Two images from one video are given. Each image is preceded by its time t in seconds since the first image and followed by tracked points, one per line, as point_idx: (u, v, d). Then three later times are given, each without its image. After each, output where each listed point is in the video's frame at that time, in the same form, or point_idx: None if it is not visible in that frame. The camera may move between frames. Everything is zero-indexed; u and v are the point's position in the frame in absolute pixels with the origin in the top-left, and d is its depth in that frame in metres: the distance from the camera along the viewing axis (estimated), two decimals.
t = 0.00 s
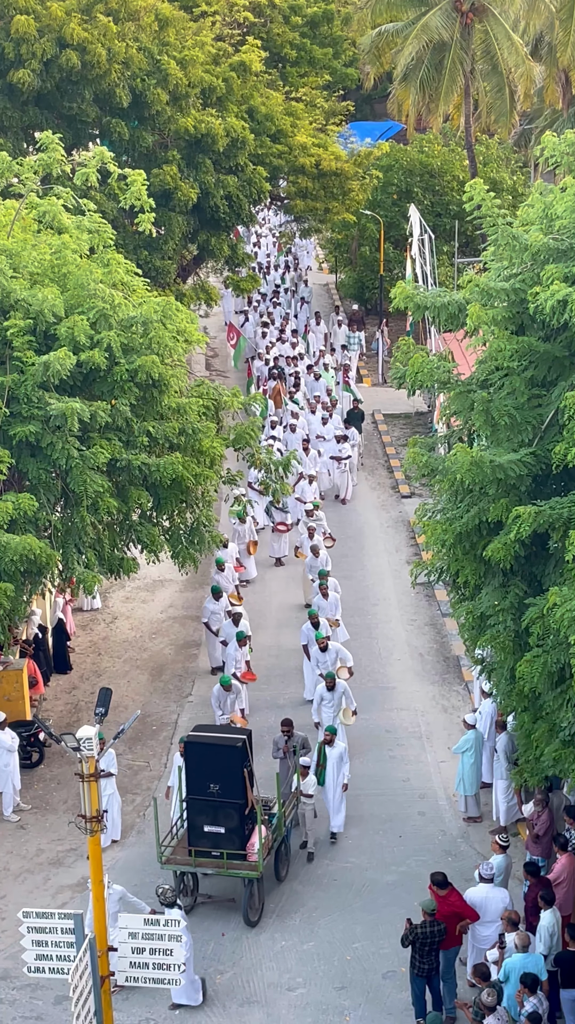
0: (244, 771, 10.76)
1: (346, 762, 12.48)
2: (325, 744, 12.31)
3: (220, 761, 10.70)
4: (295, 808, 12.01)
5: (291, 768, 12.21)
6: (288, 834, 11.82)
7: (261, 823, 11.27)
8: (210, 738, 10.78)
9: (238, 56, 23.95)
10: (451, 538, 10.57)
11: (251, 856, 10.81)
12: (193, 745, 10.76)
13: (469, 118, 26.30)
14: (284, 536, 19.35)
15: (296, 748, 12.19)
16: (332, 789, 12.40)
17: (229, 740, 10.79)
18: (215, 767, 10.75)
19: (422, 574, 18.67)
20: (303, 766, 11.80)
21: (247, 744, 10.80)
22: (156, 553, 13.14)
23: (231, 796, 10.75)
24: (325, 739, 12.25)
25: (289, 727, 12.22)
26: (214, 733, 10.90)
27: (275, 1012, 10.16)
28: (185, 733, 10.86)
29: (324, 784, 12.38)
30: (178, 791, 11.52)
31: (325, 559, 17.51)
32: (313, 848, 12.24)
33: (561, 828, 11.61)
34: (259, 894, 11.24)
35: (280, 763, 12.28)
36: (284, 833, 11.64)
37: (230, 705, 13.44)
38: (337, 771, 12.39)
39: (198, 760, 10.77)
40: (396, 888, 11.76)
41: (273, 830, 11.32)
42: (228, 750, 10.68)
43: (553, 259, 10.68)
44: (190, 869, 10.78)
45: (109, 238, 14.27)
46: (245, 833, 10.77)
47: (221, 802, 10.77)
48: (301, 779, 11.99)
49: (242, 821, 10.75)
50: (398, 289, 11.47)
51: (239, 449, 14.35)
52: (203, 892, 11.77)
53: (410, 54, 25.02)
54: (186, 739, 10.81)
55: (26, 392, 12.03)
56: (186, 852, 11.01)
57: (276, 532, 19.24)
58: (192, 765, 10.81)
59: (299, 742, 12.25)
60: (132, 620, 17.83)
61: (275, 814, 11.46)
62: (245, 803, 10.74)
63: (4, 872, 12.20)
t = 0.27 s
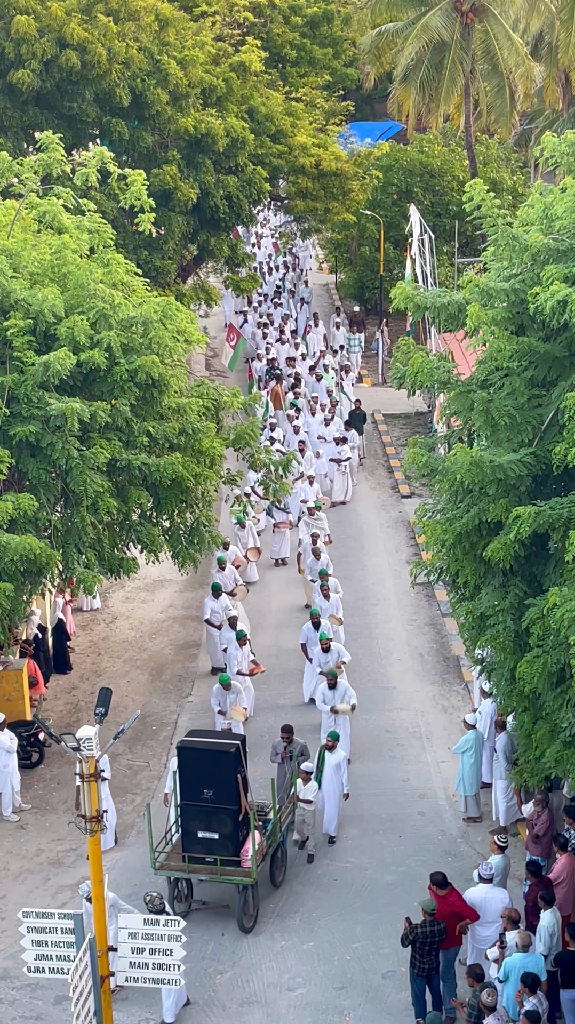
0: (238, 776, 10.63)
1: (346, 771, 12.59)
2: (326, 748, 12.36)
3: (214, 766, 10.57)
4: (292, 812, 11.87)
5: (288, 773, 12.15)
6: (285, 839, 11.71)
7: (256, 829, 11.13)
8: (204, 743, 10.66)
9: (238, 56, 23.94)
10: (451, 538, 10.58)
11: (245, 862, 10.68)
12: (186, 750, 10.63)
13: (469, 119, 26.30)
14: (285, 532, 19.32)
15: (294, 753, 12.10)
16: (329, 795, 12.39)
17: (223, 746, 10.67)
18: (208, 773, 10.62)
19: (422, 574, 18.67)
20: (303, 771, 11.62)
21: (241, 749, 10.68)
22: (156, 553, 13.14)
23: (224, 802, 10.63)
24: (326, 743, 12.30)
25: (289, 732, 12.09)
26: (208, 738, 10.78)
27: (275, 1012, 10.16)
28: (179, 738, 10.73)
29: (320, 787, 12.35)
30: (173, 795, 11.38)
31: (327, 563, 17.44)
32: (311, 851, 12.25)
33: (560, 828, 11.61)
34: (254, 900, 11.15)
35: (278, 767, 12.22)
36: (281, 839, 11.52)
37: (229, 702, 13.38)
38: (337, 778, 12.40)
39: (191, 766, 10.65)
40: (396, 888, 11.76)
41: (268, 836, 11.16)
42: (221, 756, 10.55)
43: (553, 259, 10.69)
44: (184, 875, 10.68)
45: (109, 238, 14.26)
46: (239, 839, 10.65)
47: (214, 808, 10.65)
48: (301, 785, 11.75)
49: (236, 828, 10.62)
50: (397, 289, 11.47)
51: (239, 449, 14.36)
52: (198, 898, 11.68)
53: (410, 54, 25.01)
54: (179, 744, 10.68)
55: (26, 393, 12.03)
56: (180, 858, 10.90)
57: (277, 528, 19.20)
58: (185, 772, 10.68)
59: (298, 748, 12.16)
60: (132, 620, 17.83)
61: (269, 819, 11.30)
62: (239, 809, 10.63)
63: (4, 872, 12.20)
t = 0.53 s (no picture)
0: (234, 781, 10.55)
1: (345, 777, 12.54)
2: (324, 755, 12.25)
3: (209, 771, 10.49)
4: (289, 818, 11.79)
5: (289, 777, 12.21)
6: (282, 845, 11.62)
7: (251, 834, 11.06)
8: (200, 747, 10.59)
9: (238, 55, 23.93)
10: (451, 538, 10.58)
11: (240, 868, 10.59)
12: (181, 755, 10.56)
13: (469, 119, 26.29)
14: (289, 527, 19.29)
15: (293, 758, 12.23)
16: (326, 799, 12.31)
17: (218, 750, 10.58)
18: (203, 778, 10.54)
19: (422, 574, 18.68)
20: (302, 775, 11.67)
21: (237, 755, 10.60)
22: (156, 553, 13.14)
23: (220, 807, 10.54)
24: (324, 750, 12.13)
25: (292, 733, 12.15)
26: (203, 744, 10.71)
27: (275, 1012, 10.16)
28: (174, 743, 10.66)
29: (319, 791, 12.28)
30: (169, 799, 11.29)
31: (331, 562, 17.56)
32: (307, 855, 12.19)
33: (560, 828, 11.61)
34: (248, 907, 11.06)
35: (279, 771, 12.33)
36: (277, 845, 11.44)
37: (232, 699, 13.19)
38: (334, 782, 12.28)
39: (187, 771, 10.57)
40: (396, 888, 11.75)
41: (263, 842, 11.08)
42: (217, 760, 10.46)
43: (553, 259, 10.68)
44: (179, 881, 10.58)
45: (109, 238, 14.26)
46: (234, 845, 10.55)
47: (210, 813, 10.56)
48: (300, 789, 11.77)
49: (231, 833, 10.54)
50: (397, 290, 11.46)
51: (239, 449, 14.35)
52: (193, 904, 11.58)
53: (410, 54, 24.99)
54: (174, 748, 10.59)
55: (26, 392, 12.04)
56: (176, 863, 10.79)
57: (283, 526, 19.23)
58: (181, 776, 10.60)
59: (300, 753, 12.23)
60: (132, 620, 17.83)
61: (266, 824, 11.23)
62: (234, 814, 10.54)
63: (4, 872, 12.20)
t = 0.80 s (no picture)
0: (228, 787, 10.46)
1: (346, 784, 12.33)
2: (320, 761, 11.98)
3: (204, 777, 10.40)
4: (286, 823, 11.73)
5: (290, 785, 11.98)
6: (278, 850, 11.55)
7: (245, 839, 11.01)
8: (194, 753, 10.49)
9: (238, 56, 23.92)
10: (451, 538, 10.58)
11: (235, 874, 10.55)
12: (176, 760, 10.46)
13: (469, 119, 26.28)
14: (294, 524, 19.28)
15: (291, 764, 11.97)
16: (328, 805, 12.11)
17: (212, 756, 10.48)
18: (198, 783, 10.45)
19: (422, 575, 18.67)
20: (299, 782, 11.53)
21: (232, 760, 10.49)
22: (156, 553, 13.14)
23: (214, 813, 10.47)
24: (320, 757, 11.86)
25: (291, 740, 11.92)
26: (198, 748, 10.59)
27: (275, 1012, 10.16)
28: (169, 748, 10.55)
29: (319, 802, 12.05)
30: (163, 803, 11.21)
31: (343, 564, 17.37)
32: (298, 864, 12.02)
33: (560, 828, 11.61)
34: (243, 913, 10.97)
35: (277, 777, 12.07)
36: (273, 849, 11.37)
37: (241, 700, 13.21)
38: (333, 788, 12.10)
39: (181, 776, 10.48)
40: (396, 888, 11.75)
41: (259, 847, 11.01)
42: (211, 766, 10.37)
43: (553, 259, 10.68)
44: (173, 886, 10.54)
45: (109, 238, 14.25)
46: (229, 851, 10.50)
47: (204, 819, 10.49)
48: (296, 795, 11.70)
49: (225, 839, 10.48)
50: (397, 290, 11.47)
51: (239, 449, 14.35)
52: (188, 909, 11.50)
53: (410, 54, 24.99)
54: (168, 754, 10.49)
55: (26, 392, 12.03)
56: (170, 869, 10.75)
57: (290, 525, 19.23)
58: (175, 781, 10.51)
59: (300, 759, 11.99)
60: (132, 620, 17.83)
61: (261, 830, 11.15)
62: (229, 820, 10.46)
63: (4, 872, 12.19)
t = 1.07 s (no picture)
0: (223, 791, 10.47)
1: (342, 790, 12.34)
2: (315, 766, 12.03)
3: (198, 782, 10.39)
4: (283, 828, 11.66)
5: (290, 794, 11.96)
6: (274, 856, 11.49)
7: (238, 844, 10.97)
8: (189, 758, 10.51)
9: (238, 56, 23.91)
10: (451, 538, 10.58)
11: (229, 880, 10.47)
12: (170, 765, 10.46)
13: (469, 119, 26.27)
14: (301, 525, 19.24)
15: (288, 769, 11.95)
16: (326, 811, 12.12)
17: (208, 760, 10.50)
18: (192, 788, 10.44)
19: (422, 575, 18.67)
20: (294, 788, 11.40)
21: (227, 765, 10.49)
22: (156, 553, 13.14)
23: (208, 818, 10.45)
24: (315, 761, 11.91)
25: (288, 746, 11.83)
26: (193, 754, 10.59)
27: (275, 1012, 10.16)
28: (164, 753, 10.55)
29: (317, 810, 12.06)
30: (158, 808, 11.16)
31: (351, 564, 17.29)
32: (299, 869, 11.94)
33: (560, 828, 11.61)
34: (236, 920, 10.94)
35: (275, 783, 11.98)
36: (270, 855, 11.27)
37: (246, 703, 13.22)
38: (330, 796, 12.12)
39: (175, 781, 10.47)
40: (396, 888, 11.75)
41: (254, 853, 10.91)
42: (205, 770, 10.38)
43: (552, 258, 10.68)
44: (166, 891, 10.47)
45: (109, 238, 14.25)
46: (223, 856, 10.45)
47: (198, 824, 10.47)
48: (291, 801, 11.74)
49: (220, 844, 10.45)
50: (397, 290, 11.48)
51: (239, 449, 14.35)
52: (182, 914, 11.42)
53: (410, 54, 24.98)
54: (163, 759, 10.51)
55: (26, 392, 12.04)
56: (163, 871, 10.70)
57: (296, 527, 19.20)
58: (170, 787, 10.51)
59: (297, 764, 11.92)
60: (132, 620, 17.83)
61: (256, 837, 11.05)
62: (223, 826, 10.44)
63: (4, 872, 12.20)
